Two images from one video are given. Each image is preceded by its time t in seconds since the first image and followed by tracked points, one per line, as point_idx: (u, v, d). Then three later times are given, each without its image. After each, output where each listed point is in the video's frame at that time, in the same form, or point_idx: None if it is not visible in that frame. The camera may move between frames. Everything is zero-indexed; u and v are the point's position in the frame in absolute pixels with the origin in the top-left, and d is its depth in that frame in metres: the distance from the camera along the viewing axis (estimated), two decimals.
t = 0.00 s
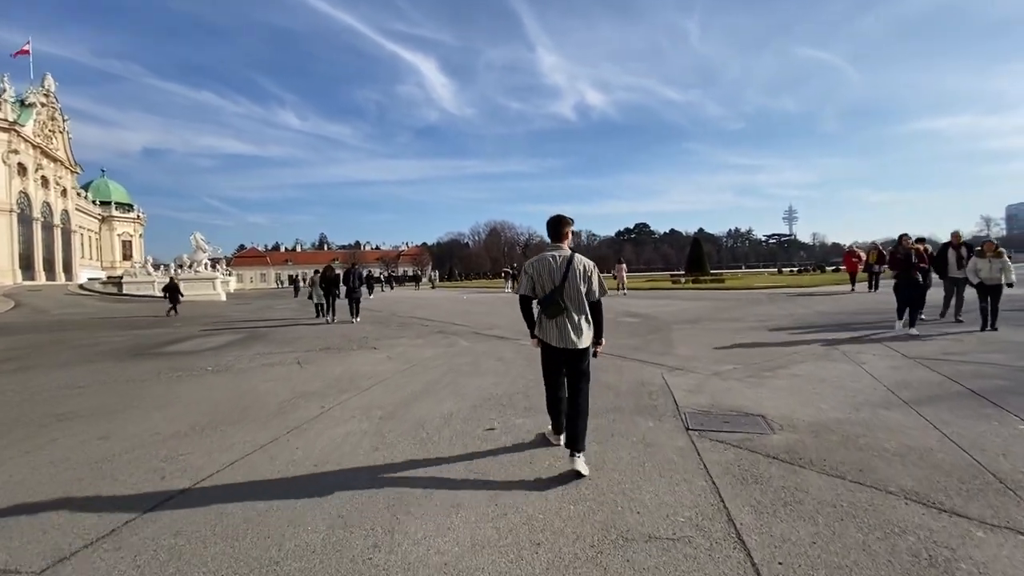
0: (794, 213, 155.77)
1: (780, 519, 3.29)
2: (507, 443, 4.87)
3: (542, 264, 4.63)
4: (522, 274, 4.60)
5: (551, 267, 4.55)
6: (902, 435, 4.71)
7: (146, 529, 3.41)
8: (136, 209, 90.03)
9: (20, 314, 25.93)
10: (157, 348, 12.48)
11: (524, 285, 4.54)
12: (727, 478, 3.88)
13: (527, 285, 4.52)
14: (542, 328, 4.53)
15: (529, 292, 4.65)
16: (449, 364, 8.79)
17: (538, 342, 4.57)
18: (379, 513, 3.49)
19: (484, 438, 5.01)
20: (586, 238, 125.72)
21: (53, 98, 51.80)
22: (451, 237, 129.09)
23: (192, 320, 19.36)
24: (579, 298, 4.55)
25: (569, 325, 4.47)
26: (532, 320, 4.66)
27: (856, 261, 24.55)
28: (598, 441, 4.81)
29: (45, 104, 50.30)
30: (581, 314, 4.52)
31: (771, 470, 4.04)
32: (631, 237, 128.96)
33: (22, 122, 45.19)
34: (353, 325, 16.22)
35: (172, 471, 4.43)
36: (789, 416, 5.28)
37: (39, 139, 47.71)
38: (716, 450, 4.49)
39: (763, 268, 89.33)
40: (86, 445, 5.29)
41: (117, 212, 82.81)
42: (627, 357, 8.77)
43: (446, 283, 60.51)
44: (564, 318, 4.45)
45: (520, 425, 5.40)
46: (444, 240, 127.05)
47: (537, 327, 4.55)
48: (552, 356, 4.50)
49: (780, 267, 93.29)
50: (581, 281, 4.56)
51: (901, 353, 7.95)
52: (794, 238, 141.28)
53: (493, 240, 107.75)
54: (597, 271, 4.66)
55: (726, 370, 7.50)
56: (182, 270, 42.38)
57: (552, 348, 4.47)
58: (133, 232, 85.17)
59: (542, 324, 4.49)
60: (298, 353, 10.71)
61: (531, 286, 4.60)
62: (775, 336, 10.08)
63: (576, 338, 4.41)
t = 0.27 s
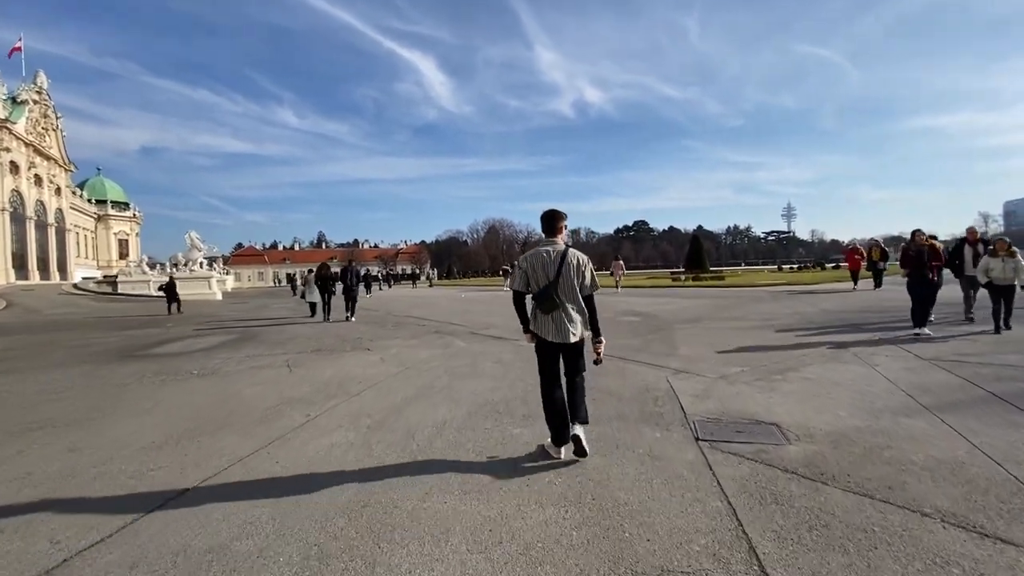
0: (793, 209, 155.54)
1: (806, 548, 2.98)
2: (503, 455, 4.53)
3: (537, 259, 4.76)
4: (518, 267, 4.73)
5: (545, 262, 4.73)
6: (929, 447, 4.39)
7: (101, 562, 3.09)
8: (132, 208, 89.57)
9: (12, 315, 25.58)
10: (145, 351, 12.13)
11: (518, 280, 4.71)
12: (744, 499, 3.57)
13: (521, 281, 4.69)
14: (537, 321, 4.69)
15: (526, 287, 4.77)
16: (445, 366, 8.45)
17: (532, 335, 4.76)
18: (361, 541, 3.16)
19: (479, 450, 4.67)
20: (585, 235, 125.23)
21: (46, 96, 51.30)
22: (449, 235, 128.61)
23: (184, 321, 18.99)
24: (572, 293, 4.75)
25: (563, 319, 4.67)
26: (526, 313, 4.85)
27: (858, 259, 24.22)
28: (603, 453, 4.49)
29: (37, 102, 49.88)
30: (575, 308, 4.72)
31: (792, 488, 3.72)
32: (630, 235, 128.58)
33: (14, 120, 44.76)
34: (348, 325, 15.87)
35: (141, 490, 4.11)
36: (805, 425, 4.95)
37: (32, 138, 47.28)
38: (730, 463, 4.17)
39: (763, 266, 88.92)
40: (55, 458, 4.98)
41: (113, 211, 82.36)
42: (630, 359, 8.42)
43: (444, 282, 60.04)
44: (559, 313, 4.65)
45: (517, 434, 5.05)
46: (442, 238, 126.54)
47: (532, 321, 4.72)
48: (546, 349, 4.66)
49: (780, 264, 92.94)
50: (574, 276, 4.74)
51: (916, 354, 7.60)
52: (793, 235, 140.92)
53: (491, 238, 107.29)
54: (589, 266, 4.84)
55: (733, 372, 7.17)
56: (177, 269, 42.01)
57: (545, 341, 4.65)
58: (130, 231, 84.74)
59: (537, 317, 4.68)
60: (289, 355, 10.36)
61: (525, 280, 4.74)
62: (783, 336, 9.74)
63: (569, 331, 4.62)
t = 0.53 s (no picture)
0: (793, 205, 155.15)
1: None
2: (498, 470, 4.17)
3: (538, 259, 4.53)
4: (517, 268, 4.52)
5: (547, 263, 4.48)
6: (962, 462, 4.02)
7: None
8: (130, 206, 89.25)
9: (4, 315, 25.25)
10: (131, 353, 11.77)
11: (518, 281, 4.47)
12: (766, 524, 3.21)
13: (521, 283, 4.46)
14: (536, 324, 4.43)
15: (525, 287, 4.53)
16: (439, 369, 8.10)
17: (531, 338, 4.51)
18: None
19: (472, 464, 4.30)
20: (584, 233, 124.76)
21: (41, 93, 50.91)
22: (448, 233, 128.17)
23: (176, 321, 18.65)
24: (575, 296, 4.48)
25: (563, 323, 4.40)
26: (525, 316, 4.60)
27: (862, 256, 23.83)
28: (607, 468, 4.12)
29: (33, 99, 49.50)
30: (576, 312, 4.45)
31: (817, 512, 3.36)
32: (630, 233, 128.14)
33: (9, 117, 44.38)
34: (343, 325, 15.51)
35: (100, 512, 3.74)
36: (824, 436, 4.59)
37: (27, 135, 46.91)
38: (746, 480, 3.81)
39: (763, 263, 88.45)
40: (17, 472, 4.64)
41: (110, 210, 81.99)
42: (633, 362, 8.04)
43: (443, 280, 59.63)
44: (559, 316, 4.38)
45: (514, 446, 4.68)
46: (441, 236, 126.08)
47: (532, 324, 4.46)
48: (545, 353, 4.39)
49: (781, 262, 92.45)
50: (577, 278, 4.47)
51: (935, 356, 7.21)
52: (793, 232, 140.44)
53: (491, 236, 106.87)
54: (594, 269, 4.58)
55: (741, 376, 6.81)
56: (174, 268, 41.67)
57: (545, 345, 4.37)
58: (127, 229, 84.37)
59: (535, 320, 4.42)
60: (279, 357, 10.01)
61: (525, 281, 4.52)
62: (791, 337, 9.38)
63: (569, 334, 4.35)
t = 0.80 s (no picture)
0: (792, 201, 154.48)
1: None
2: (493, 484, 3.85)
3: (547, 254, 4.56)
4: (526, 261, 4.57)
5: (555, 258, 4.51)
6: (999, 476, 3.69)
7: None
8: (127, 203, 88.86)
9: None
10: (118, 354, 11.44)
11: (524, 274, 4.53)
12: (789, 551, 2.88)
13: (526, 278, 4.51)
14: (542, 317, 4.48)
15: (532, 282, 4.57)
16: (433, 372, 7.77)
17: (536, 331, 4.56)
18: None
19: (464, 478, 3.98)
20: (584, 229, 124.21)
21: (35, 90, 50.46)
22: (448, 230, 127.67)
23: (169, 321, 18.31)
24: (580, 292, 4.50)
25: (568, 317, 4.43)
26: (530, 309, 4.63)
27: (866, 252, 23.45)
28: (611, 483, 3.79)
29: (26, 96, 49.03)
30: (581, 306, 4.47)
31: (845, 536, 3.03)
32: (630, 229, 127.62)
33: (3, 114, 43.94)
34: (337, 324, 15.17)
35: (52, 536, 3.42)
36: (844, 446, 4.26)
37: (21, 133, 46.49)
38: (763, 499, 3.48)
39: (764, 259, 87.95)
40: None
41: (107, 207, 81.52)
42: (636, 364, 7.70)
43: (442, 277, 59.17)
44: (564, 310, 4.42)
45: (510, 456, 4.36)
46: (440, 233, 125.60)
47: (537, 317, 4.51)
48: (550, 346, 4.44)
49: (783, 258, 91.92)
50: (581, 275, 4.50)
51: (951, 358, 6.87)
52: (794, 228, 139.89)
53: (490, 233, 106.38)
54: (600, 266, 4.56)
55: (750, 380, 6.48)
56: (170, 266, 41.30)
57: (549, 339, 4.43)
58: (124, 227, 83.93)
59: (540, 315, 4.46)
60: (269, 359, 9.69)
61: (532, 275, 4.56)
62: (799, 337, 9.03)
63: (574, 330, 4.39)
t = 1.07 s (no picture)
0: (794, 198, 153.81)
1: None
2: (484, 508, 3.50)
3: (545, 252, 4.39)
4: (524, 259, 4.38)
5: (554, 257, 4.34)
6: None
7: None
8: (127, 202, 88.72)
9: None
10: (104, 356, 11.12)
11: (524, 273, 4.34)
12: None
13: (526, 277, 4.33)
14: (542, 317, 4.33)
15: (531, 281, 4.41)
16: (426, 377, 7.41)
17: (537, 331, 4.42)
18: None
19: (452, 501, 3.61)
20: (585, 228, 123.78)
21: (33, 88, 50.24)
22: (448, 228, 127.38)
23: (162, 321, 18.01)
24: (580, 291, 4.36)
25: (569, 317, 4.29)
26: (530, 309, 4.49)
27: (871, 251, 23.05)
28: (614, 508, 3.43)
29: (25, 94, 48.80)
30: (583, 306, 4.34)
31: None
32: (631, 227, 127.22)
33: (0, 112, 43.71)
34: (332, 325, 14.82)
35: None
36: (868, 465, 3.89)
37: (19, 130, 46.28)
38: (784, 529, 3.12)
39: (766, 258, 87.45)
40: None
41: (107, 205, 81.38)
42: (639, 369, 7.35)
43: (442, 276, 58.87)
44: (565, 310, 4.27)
45: (503, 475, 4.00)
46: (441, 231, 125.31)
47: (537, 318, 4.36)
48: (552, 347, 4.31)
49: (785, 256, 91.42)
50: (584, 275, 4.37)
51: (973, 364, 6.49)
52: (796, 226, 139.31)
53: (490, 231, 106.02)
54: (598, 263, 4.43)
55: (760, 387, 6.12)
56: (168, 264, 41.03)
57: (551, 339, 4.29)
58: (124, 226, 83.81)
59: (541, 315, 4.31)
60: (257, 362, 9.35)
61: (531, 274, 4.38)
62: (809, 340, 8.66)
63: (578, 330, 4.23)
